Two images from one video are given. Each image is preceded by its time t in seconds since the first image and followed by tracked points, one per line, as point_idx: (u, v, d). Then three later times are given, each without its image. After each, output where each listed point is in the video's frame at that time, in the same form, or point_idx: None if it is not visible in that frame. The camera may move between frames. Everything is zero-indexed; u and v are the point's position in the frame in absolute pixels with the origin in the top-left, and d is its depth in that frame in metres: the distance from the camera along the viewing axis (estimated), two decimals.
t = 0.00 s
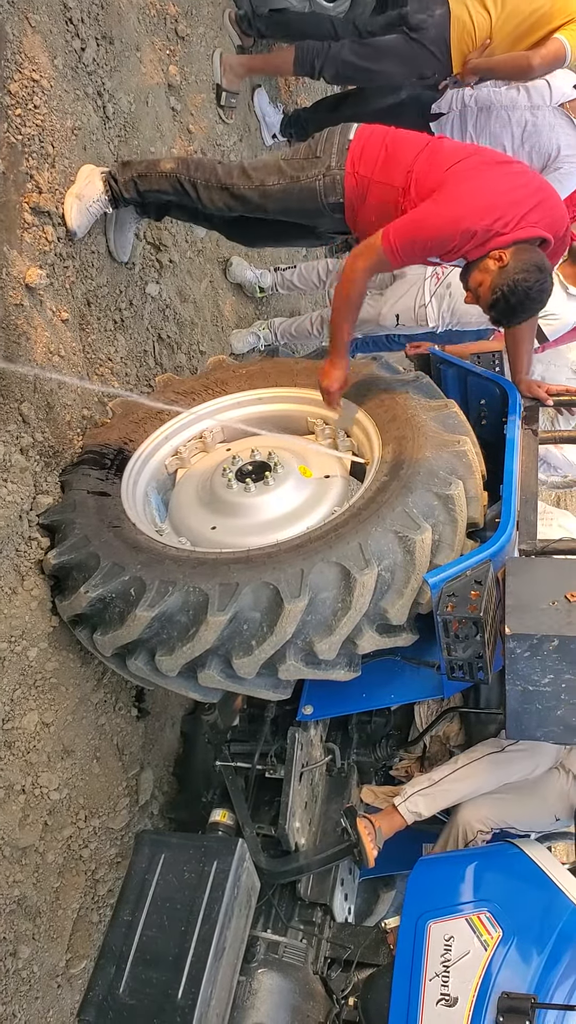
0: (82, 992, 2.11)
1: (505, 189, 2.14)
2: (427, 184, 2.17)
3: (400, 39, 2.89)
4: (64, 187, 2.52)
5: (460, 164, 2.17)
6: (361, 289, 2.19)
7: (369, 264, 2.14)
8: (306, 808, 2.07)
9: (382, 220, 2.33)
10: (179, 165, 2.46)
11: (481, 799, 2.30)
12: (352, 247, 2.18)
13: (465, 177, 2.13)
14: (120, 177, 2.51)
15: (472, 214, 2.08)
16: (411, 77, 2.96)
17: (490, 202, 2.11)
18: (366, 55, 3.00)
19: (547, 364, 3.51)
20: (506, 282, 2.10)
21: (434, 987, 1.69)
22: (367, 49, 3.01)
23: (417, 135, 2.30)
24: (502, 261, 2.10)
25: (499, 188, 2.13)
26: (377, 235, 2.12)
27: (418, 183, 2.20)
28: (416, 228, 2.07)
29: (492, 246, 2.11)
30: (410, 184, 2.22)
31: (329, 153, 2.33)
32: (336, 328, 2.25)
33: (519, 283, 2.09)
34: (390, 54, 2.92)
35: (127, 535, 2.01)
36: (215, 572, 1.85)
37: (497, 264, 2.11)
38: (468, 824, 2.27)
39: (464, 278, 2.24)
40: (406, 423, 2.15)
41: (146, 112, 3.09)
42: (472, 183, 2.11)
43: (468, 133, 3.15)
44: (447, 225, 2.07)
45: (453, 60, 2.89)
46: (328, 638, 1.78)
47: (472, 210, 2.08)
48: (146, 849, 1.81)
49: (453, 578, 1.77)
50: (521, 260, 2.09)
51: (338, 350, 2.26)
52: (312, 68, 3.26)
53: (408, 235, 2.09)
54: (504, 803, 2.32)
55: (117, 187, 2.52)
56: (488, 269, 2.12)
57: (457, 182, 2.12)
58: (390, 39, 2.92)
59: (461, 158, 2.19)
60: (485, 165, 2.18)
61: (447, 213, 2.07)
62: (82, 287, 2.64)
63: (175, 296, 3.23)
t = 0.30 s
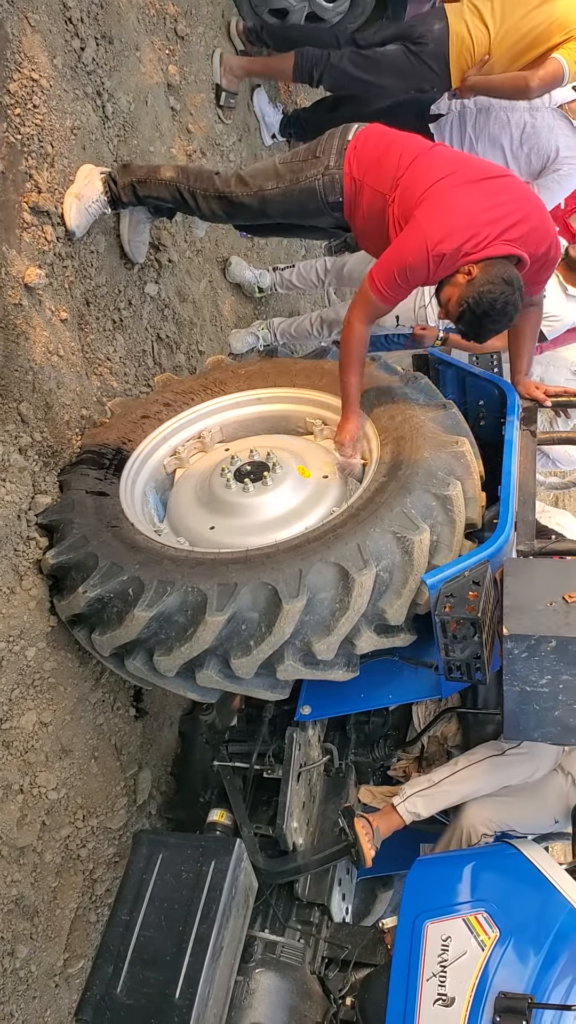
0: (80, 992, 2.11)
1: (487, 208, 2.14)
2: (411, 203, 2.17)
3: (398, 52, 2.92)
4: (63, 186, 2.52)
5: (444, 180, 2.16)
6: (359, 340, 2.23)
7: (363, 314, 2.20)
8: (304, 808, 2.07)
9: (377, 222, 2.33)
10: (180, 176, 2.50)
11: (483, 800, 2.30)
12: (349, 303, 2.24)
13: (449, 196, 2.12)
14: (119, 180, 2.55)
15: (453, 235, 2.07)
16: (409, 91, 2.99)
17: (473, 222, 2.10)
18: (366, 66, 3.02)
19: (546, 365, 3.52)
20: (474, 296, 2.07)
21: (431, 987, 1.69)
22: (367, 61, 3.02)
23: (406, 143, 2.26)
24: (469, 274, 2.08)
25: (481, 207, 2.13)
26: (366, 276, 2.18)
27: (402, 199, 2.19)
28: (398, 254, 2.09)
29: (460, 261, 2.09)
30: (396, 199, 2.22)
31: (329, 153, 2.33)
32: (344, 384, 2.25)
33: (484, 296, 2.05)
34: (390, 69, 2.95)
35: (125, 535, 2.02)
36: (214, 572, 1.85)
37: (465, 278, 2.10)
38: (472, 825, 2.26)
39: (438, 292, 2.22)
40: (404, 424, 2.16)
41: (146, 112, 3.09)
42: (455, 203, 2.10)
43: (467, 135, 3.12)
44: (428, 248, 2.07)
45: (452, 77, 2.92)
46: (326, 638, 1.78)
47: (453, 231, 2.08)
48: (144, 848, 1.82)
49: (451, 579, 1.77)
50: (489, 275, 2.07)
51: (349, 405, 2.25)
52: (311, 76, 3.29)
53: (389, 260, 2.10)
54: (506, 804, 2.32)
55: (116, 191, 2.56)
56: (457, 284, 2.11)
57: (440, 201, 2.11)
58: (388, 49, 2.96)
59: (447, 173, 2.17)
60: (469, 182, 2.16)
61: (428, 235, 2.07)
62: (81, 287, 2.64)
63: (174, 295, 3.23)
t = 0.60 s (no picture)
0: (78, 992, 2.11)
1: (489, 207, 2.15)
2: (412, 203, 2.17)
3: (399, 55, 2.93)
4: (63, 187, 2.52)
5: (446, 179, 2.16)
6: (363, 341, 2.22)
7: (366, 313, 2.20)
8: (302, 808, 2.08)
9: (377, 222, 2.34)
10: (180, 171, 2.49)
11: (485, 805, 2.28)
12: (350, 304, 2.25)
13: (451, 196, 2.12)
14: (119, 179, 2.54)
15: (457, 236, 2.08)
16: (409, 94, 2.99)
17: (476, 221, 2.11)
18: (366, 69, 3.04)
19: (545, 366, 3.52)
20: (485, 296, 2.09)
21: (429, 988, 1.70)
22: (366, 63, 3.05)
23: (407, 143, 2.27)
24: (479, 273, 2.09)
25: (483, 207, 2.13)
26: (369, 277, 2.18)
27: (405, 200, 2.20)
28: (402, 255, 2.09)
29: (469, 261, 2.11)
30: (397, 199, 2.22)
31: (330, 153, 2.33)
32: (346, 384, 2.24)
33: (495, 297, 2.08)
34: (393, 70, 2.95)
35: (124, 534, 2.02)
36: (212, 572, 1.85)
37: (474, 277, 2.11)
38: (475, 830, 2.25)
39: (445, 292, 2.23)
40: (403, 424, 2.17)
41: (146, 112, 3.09)
42: (457, 203, 2.11)
43: (467, 136, 3.13)
44: (431, 250, 2.08)
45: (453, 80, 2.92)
46: (325, 639, 1.79)
47: (456, 233, 2.09)
48: (142, 848, 1.82)
49: (450, 579, 1.77)
50: (497, 275, 2.09)
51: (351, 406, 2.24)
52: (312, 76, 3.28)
53: (393, 261, 2.11)
54: (507, 807, 2.31)
55: (116, 189, 2.55)
56: (466, 285, 2.12)
57: (442, 201, 2.12)
58: (389, 52, 2.97)
59: (448, 173, 2.17)
60: (471, 181, 2.17)
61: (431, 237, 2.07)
62: (81, 287, 2.64)
63: (173, 296, 3.23)
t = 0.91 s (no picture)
0: (78, 994, 2.11)
1: (492, 209, 2.14)
2: (415, 207, 2.17)
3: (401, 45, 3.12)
4: (64, 189, 2.52)
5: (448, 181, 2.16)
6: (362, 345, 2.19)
7: (368, 317, 2.19)
8: (303, 810, 2.07)
9: (378, 224, 2.35)
10: (179, 170, 2.49)
11: (485, 807, 2.28)
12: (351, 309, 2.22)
13: (454, 199, 2.12)
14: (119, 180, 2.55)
15: (461, 239, 2.08)
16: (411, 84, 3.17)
17: (479, 224, 2.11)
18: (369, 61, 3.23)
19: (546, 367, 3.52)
20: (494, 304, 2.09)
21: (430, 990, 1.70)
22: (370, 56, 3.23)
23: (407, 145, 2.27)
24: (488, 281, 2.09)
25: (487, 208, 2.13)
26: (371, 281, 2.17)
27: (406, 202, 2.20)
28: (406, 258, 2.08)
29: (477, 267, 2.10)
30: (399, 201, 2.22)
31: (330, 153, 2.33)
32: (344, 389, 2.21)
33: (505, 307, 2.07)
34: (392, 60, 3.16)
35: (124, 536, 2.02)
36: (213, 574, 1.85)
37: (483, 284, 2.10)
38: (474, 831, 2.24)
39: (451, 295, 2.23)
40: (404, 426, 2.17)
41: (147, 114, 3.09)
42: (460, 205, 2.11)
43: (467, 139, 3.13)
44: (435, 252, 2.07)
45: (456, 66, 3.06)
46: (325, 640, 1.79)
47: (460, 235, 2.08)
48: (143, 850, 1.82)
49: (451, 579, 1.77)
50: (506, 283, 2.08)
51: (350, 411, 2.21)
52: (314, 72, 3.41)
53: (396, 263, 2.10)
54: (508, 809, 2.30)
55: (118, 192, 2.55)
56: (475, 289, 2.12)
57: (445, 203, 2.12)
58: (390, 44, 3.16)
59: (450, 175, 2.17)
60: (474, 183, 2.17)
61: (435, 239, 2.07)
62: (82, 289, 2.64)
63: (174, 297, 3.23)
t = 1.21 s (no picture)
0: (76, 997, 2.10)
1: (498, 219, 2.14)
2: (420, 217, 2.15)
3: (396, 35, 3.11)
4: (62, 191, 2.52)
5: (449, 190, 2.16)
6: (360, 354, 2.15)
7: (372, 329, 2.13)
8: (301, 812, 2.08)
9: (375, 228, 2.35)
10: (177, 173, 2.51)
11: (482, 809, 2.27)
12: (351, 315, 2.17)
13: (456, 208, 2.12)
14: (117, 182, 2.57)
15: (469, 252, 2.08)
16: (410, 74, 3.13)
17: (488, 236, 2.11)
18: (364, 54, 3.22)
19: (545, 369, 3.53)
20: (494, 333, 2.20)
21: (427, 992, 1.70)
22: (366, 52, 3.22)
23: (405, 152, 2.27)
24: (491, 313, 2.16)
25: (490, 216, 2.13)
26: (376, 289, 2.14)
27: (407, 211, 2.20)
28: (415, 272, 2.07)
29: (481, 293, 2.14)
30: (399, 210, 2.22)
31: (325, 158, 2.33)
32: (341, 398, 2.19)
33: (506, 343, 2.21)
34: (388, 53, 3.12)
35: (122, 538, 2.02)
36: (210, 576, 1.85)
37: (486, 313, 2.17)
38: (472, 832, 2.23)
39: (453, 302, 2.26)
40: (402, 427, 2.18)
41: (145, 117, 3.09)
42: (463, 214, 2.10)
43: (465, 141, 3.14)
44: (445, 267, 2.07)
45: (453, 49, 3.03)
46: (323, 643, 1.79)
47: (469, 250, 2.08)
48: (140, 853, 1.81)
49: (450, 580, 1.78)
50: (508, 313, 2.16)
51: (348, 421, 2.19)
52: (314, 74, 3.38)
53: (404, 276, 2.08)
54: (506, 810, 2.30)
55: (114, 194, 2.58)
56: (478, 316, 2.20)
57: (447, 213, 2.11)
58: (386, 37, 3.15)
59: (451, 183, 2.17)
60: (476, 191, 2.16)
61: (439, 248, 2.06)
62: (80, 292, 2.64)
63: (172, 300, 3.23)
